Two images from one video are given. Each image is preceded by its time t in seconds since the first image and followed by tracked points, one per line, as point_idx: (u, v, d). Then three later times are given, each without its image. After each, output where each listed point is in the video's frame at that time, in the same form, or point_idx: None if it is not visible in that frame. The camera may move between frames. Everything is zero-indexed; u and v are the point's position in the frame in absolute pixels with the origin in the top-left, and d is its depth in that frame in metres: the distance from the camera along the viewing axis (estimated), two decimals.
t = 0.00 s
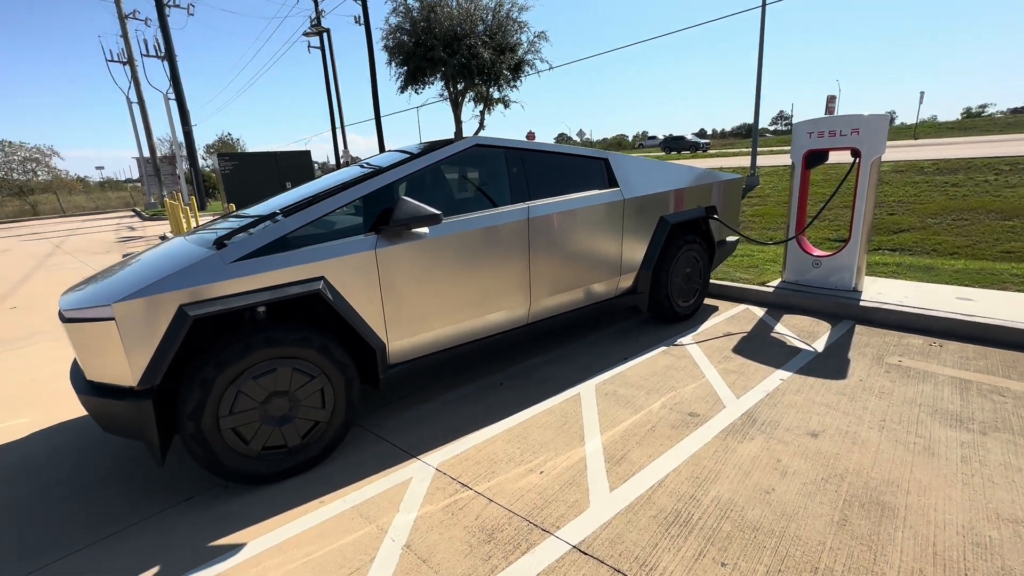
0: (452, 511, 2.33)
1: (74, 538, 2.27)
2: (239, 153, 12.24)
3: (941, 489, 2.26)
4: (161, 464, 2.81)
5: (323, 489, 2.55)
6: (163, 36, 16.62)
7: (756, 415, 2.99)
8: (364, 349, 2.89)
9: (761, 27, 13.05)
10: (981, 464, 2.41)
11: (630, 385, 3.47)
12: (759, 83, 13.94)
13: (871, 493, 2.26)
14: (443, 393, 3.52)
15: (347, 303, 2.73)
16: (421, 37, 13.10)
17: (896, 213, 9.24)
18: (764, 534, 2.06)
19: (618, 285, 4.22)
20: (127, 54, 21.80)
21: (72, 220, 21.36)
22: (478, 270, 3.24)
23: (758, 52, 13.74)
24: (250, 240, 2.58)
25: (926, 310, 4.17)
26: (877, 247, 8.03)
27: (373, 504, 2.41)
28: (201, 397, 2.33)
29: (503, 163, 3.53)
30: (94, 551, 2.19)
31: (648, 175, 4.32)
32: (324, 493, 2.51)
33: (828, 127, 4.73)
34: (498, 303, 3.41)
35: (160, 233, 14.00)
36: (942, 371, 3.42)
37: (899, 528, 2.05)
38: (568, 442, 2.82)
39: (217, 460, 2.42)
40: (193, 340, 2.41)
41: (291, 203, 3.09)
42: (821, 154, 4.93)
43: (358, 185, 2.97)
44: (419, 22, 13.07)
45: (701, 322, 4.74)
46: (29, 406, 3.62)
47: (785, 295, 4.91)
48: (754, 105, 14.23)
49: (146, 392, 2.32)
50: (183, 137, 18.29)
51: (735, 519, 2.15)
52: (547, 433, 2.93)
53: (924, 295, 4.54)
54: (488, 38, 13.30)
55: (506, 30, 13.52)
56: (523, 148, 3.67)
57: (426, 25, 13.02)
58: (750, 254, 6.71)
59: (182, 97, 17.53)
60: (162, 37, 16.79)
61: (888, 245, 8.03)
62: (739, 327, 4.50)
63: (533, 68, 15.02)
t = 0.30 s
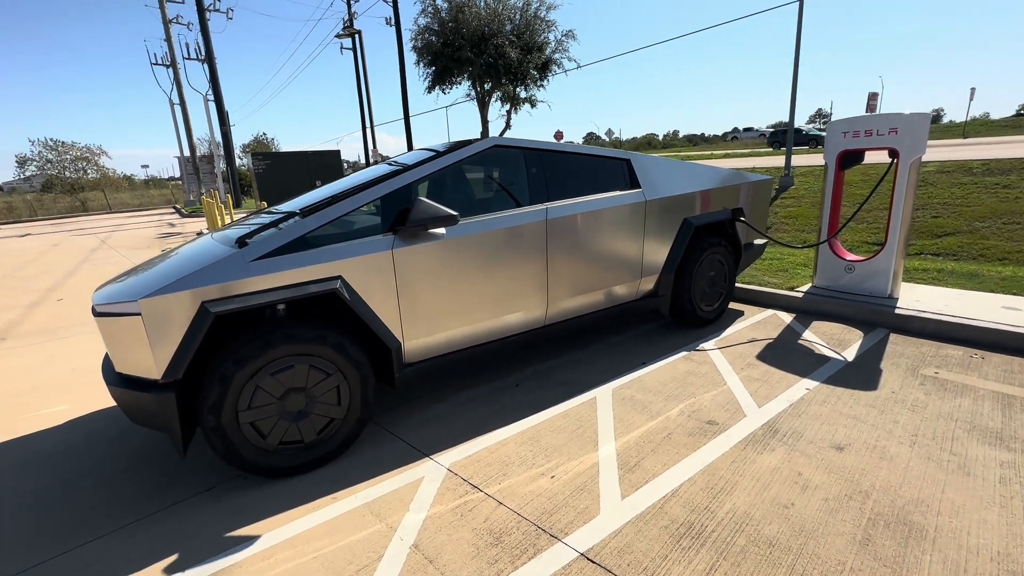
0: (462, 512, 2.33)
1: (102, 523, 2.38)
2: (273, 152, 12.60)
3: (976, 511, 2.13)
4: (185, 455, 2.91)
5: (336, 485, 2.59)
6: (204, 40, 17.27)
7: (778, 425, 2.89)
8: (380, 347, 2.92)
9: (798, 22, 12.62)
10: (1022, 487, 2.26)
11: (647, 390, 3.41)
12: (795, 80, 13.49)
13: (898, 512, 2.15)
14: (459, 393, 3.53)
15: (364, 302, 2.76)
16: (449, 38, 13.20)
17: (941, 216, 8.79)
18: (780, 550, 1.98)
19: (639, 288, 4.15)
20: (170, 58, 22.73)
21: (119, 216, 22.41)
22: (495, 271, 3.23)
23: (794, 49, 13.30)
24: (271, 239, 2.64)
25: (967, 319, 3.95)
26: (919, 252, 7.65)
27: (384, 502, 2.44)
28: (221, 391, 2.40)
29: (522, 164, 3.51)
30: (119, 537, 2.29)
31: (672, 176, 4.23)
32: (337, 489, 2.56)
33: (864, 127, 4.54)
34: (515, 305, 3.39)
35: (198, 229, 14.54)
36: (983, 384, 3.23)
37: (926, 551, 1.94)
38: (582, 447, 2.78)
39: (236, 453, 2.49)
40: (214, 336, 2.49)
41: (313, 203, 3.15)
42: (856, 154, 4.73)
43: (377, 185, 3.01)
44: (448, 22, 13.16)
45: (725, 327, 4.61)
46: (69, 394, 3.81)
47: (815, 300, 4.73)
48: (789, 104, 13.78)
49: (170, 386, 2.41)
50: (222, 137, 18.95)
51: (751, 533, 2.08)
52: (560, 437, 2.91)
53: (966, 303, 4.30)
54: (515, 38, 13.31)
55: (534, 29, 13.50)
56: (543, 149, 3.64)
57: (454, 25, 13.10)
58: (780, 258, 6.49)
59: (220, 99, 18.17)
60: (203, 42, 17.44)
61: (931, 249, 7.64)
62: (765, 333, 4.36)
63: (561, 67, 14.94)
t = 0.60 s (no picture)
0: (483, 516, 2.32)
1: (137, 513, 2.47)
2: (305, 154, 12.92)
3: None
4: (216, 449, 3.00)
5: (360, 484, 2.62)
6: (242, 45, 17.84)
7: (811, 439, 2.78)
8: (405, 348, 2.94)
9: (837, 19, 12.19)
10: None
11: (673, 398, 3.33)
12: (833, 80, 13.05)
13: (940, 536, 2.03)
14: (482, 395, 3.53)
15: (390, 303, 2.79)
16: (478, 40, 13.28)
17: (990, 222, 8.34)
18: (812, 570, 1.91)
19: (666, 293, 4.07)
20: (210, 62, 23.60)
21: (160, 215, 23.35)
22: (520, 274, 3.22)
23: (832, 47, 12.87)
24: (301, 240, 2.70)
25: (1019, 332, 3.73)
26: (965, 259, 7.28)
27: (406, 502, 2.45)
28: (251, 387, 2.46)
29: (549, 166, 3.49)
30: (152, 527, 2.37)
31: (702, 179, 4.14)
32: (361, 488, 2.58)
33: (908, 128, 4.34)
34: (539, 308, 3.37)
35: (233, 228, 15.01)
36: None
37: None
38: (605, 455, 2.74)
39: (264, 448, 2.55)
40: (246, 334, 2.55)
41: (342, 204, 3.20)
42: (899, 157, 4.53)
43: (405, 187, 3.03)
44: (477, 25, 13.24)
45: (756, 334, 4.48)
46: (110, 386, 3.97)
47: (853, 309, 4.55)
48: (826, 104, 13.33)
49: (203, 381, 2.48)
50: (257, 138, 19.54)
51: (781, 551, 2.01)
52: (584, 443, 2.87)
53: (1018, 315, 4.06)
54: (544, 39, 13.29)
55: (562, 31, 13.45)
56: (570, 151, 3.61)
57: (483, 27, 13.16)
58: (815, 264, 6.28)
59: (256, 102, 18.74)
60: (241, 47, 18.03)
61: (979, 257, 7.27)
62: (798, 341, 4.21)
63: (589, 68, 14.84)
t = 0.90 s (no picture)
0: (505, 522, 2.29)
1: (166, 506, 2.52)
2: (333, 156, 13.17)
3: None
4: (243, 446, 3.05)
5: (382, 484, 2.63)
6: (275, 50, 18.35)
7: (847, 453, 2.67)
8: (429, 350, 2.94)
9: (875, 17, 11.79)
10: None
11: (701, 407, 3.25)
12: (869, 82, 12.64)
13: (991, 562, 1.92)
14: (504, 399, 3.51)
15: (415, 304, 2.80)
16: (505, 43, 13.32)
17: None
18: None
19: (694, 298, 3.98)
20: (244, 67, 24.29)
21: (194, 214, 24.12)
22: (546, 277, 3.19)
23: (869, 48, 12.46)
24: (330, 241, 2.72)
25: None
26: (1012, 268, 6.93)
27: (428, 505, 2.44)
28: (278, 385, 2.50)
29: (577, 169, 3.45)
30: (181, 521, 2.41)
31: (733, 183, 4.04)
32: (383, 489, 2.59)
33: (953, 130, 4.14)
34: (564, 312, 3.33)
35: (262, 229, 15.38)
36: None
37: None
38: (630, 463, 2.68)
39: (290, 446, 2.57)
40: (274, 333, 2.59)
41: (370, 205, 3.23)
42: (943, 160, 4.34)
43: (432, 189, 3.04)
44: (504, 28, 13.27)
45: (787, 342, 4.34)
46: (144, 380, 4.09)
47: (891, 318, 4.37)
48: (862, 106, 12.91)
49: (233, 379, 2.52)
50: (287, 140, 20.02)
51: (816, 571, 1.92)
52: (608, 450, 2.82)
53: None
54: (571, 42, 13.25)
55: (589, 32, 13.38)
56: (598, 154, 3.56)
57: (510, 30, 13.18)
58: (850, 271, 6.06)
59: (287, 105, 19.21)
60: (273, 51, 18.50)
61: None
62: (832, 351, 4.06)
63: (615, 70, 14.73)
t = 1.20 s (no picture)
0: (524, 526, 2.28)
1: (192, 500, 2.57)
2: (356, 158, 13.37)
3: None
4: (266, 443, 3.10)
5: (401, 484, 2.63)
6: (302, 55, 18.75)
7: (878, 466, 2.58)
8: (449, 351, 2.95)
9: (909, 17, 11.46)
10: None
11: (724, 414, 3.18)
12: (901, 83, 12.29)
13: None
14: (524, 402, 3.49)
15: (436, 305, 2.80)
16: (527, 46, 13.35)
17: None
18: None
19: (717, 304, 3.91)
20: (271, 72, 24.87)
21: (221, 214, 24.74)
22: (567, 280, 3.17)
23: (902, 49, 12.12)
24: (353, 241, 2.75)
25: None
26: None
27: (447, 507, 2.44)
28: (301, 383, 2.53)
29: (599, 172, 3.42)
30: (205, 515, 2.46)
31: (760, 186, 3.96)
32: (402, 489, 2.59)
33: (992, 132, 3.99)
34: (584, 315, 3.30)
35: (286, 229, 15.67)
36: None
37: None
38: (651, 470, 2.63)
39: (311, 444, 2.60)
40: (298, 331, 2.62)
41: (393, 207, 3.25)
42: (981, 163, 4.18)
43: (454, 191, 3.05)
44: (526, 31, 13.30)
45: (814, 350, 4.22)
46: (171, 375, 4.19)
47: (925, 327, 4.22)
48: (894, 109, 12.56)
49: (257, 376, 2.57)
50: (312, 143, 20.40)
51: None
52: (629, 456, 2.78)
53: None
54: (593, 44, 13.21)
55: (612, 35, 13.33)
56: (622, 156, 3.53)
57: (532, 33, 13.21)
58: (880, 277, 5.88)
59: (312, 109, 19.59)
60: (300, 57, 18.92)
61: None
62: (861, 360, 3.94)
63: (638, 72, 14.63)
